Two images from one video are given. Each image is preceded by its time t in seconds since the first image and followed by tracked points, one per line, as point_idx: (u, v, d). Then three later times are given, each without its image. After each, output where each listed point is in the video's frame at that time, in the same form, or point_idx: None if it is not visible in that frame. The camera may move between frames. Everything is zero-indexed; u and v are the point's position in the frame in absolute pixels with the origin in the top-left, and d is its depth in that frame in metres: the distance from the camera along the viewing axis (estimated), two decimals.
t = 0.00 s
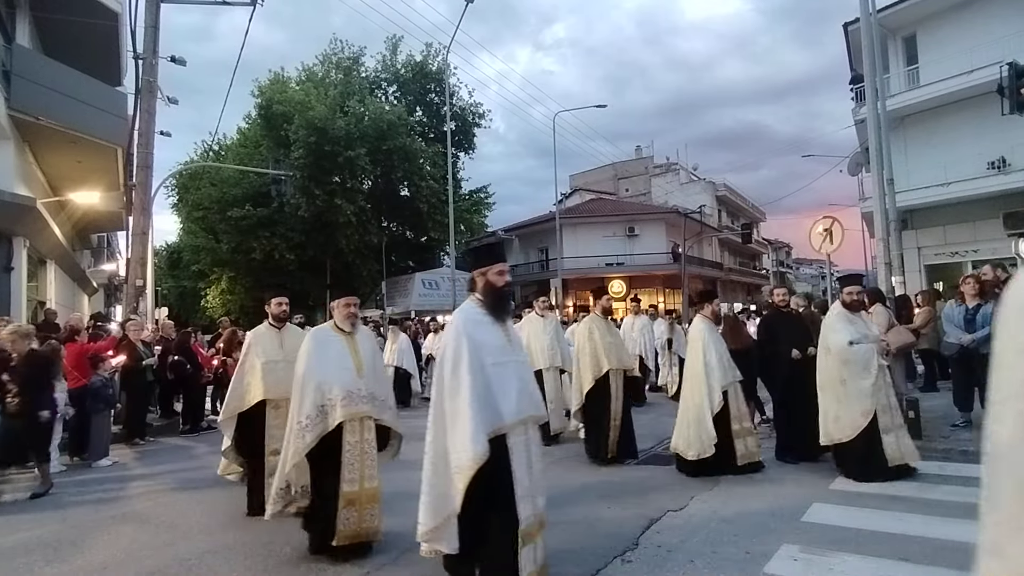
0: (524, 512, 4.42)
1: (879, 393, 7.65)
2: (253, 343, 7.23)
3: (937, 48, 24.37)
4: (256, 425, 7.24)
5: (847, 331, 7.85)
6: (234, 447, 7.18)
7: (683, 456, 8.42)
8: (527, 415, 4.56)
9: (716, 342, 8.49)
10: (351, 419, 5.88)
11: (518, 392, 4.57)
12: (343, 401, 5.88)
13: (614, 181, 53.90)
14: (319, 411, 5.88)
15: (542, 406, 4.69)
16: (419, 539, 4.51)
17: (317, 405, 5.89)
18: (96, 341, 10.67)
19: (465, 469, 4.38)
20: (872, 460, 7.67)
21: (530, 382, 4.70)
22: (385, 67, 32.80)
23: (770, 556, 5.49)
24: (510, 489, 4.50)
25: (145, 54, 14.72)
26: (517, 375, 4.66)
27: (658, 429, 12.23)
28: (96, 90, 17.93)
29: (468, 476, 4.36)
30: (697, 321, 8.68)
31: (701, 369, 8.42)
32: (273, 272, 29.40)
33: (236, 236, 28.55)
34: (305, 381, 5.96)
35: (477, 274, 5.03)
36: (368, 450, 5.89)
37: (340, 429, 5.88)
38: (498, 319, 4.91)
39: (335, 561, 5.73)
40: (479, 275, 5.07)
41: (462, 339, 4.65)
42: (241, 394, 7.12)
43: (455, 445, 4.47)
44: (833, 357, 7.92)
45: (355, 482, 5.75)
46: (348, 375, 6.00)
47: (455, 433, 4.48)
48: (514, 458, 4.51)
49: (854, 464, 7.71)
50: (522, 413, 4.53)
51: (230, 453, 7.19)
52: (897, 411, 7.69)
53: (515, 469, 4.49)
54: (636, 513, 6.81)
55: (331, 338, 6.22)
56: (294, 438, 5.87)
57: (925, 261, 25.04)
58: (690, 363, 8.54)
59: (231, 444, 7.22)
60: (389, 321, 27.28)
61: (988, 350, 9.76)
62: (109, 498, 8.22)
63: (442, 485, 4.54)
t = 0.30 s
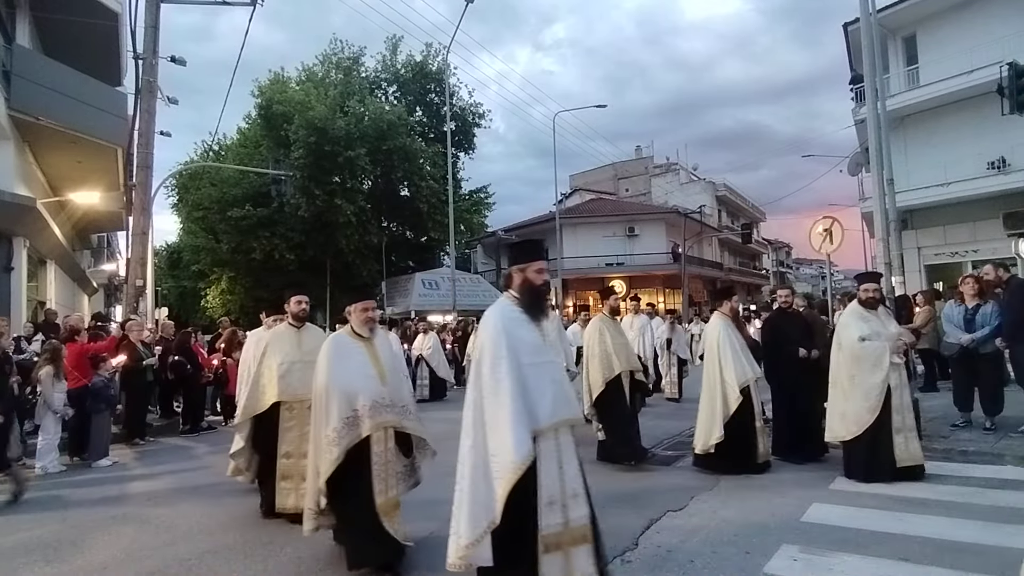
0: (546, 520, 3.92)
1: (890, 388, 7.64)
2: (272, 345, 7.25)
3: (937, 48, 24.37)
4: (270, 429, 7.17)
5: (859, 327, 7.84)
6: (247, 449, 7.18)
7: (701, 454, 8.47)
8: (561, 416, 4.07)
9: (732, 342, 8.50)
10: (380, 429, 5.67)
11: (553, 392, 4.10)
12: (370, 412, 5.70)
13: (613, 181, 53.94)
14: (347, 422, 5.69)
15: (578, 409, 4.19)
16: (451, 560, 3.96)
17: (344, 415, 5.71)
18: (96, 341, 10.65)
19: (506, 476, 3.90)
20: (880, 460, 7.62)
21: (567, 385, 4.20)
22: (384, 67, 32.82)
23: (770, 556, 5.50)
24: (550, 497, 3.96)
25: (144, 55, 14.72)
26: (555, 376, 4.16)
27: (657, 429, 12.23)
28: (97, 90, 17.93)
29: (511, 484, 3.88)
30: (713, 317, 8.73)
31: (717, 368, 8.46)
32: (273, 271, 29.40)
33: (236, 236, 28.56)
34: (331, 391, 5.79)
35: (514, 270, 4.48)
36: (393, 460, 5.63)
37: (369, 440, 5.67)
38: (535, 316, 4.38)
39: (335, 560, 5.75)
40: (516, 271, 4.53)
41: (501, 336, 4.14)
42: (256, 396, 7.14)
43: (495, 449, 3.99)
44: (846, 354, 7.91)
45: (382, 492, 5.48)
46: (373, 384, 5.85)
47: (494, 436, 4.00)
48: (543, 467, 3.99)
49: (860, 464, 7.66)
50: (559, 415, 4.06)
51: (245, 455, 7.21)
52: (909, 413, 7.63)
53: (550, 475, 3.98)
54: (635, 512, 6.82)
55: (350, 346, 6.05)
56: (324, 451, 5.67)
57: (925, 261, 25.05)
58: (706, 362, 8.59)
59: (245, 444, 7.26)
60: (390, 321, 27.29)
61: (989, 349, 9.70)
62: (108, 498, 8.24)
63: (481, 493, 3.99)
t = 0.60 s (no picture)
0: (593, 531, 3.67)
1: (901, 386, 7.59)
2: (288, 341, 7.14)
3: (937, 48, 24.38)
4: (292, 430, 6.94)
5: (870, 324, 7.80)
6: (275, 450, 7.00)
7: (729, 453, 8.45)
8: (611, 421, 3.78)
9: (747, 340, 8.43)
10: (409, 426, 5.45)
11: (603, 396, 3.81)
12: (399, 407, 5.45)
13: (613, 181, 53.97)
14: (376, 419, 5.45)
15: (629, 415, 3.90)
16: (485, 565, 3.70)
17: (371, 412, 5.46)
18: (96, 341, 10.64)
19: (551, 480, 3.57)
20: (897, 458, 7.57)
21: (616, 390, 3.91)
22: (384, 67, 32.84)
23: (770, 556, 5.49)
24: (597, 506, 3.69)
25: (144, 54, 14.72)
26: (604, 380, 3.87)
27: (658, 429, 12.22)
28: (97, 90, 17.93)
29: (556, 489, 3.55)
30: (727, 317, 8.65)
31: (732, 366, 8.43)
32: (273, 271, 29.41)
33: (236, 236, 28.57)
34: (357, 388, 5.52)
35: (562, 269, 4.28)
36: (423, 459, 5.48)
37: (400, 437, 5.47)
38: (584, 318, 4.11)
39: (335, 559, 5.76)
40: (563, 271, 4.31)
41: (548, 336, 3.84)
42: (278, 393, 6.97)
43: (538, 452, 3.67)
44: (858, 350, 7.89)
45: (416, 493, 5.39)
46: (399, 377, 5.59)
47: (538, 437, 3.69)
48: (590, 476, 3.71)
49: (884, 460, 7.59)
50: (609, 421, 3.77)
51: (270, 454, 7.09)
52: (923, 411, 7.60)
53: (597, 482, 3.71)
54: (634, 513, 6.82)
55: (370, 340, 5.77)
56: (354, 451, 5.44)
57: (925, 261, 25.05)
58: (724, 360, 8.55)
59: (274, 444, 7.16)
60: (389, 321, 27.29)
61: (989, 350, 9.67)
62: (107, 498, 8.23)
63: (520, 498, 3.69)
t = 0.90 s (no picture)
0: (658, 531, 3.68)
1: (914, 384, 7.59)
2: (299, 342, 6.81)
3: (937, 48, 24.38)
4: (305, 436, 6.71)
5: (883, 323, 7.78)
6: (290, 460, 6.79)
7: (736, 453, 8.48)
8: (659, 414, 3.80)
9: (771, 339, 8.25)
10: (435, 436, 5.16)
11: (650, 389, 3.80)
12: (426, 415, 5.15)
13: (613, 181, 54.00)
14: (401, 426, 5.12)
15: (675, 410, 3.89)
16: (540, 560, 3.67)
17: (396, 419, 5.12)
18: (96, 341, 10.63)
19: (599, 473, 3.57)
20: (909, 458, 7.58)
21: (661, 382, 3.89)
22: (384, 67, 32.86)
23: (769, 556, 5.49)
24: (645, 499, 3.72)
25: (144, 54, 14.71)
26: (649, 372, 3.84)
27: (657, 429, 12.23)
28: (97, 90, 17.92)
29: (605, 482, 3.55)
30: (750, 315, 8.44)
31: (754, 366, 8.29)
32: (273, 271, 29.41)
33: (236, 236, 28.59)
34: (386, 391, 5.18)
35: (603, 259, 4.14)
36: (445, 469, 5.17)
37: (422, 446, 5.16)
38: (628, 308, 4.05)
39: (334, 559, 5.77)
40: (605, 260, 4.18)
41: (591, 327, 3.81)
42: (290, 400, 6.74)
43: (585, 445, 3.66)
44: (869, 349, 7.90)
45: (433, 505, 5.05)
46: (429, 385, 5.25)
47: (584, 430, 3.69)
48: (637, 469, 3.74)
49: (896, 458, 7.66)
50: (655, 414, 3.78)
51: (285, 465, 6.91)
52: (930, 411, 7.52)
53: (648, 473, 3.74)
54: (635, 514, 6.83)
55: (401, 343, 5.37)
56: (372, 457, 5.13)
57: (925, 261, 25.04)
58: (745, 360, 8.35)
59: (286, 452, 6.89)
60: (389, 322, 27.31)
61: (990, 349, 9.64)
62: (108, 498, 8.24)
63: (570, 491, 3.68)
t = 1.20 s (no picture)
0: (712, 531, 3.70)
1: (936, 384, 7.58)
2: (307, 345, 6.40)
3: (937, 48, 24.37)
4: (320, 442, 6.24)
5: (904, 324, 7.78)
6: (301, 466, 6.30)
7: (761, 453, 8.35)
8: (696, 419, 3.76)
9: (792, 335, 8.23)
10: (473, 433, 5.06)
11: (686, 394, 3.75)
12: (464, 412, 5.05)
13: (613, 181, 54.03)
14: (438, 421, 5.07)
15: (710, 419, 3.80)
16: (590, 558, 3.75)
17: (434, 413, 5.06)
18: (95, 341, 10.63)
19: (633, 479, 3.56)
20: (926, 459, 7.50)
21: (697, 384, 3.84)
22: (384, 67, 32.85)
23: (768, 556, 5.49)
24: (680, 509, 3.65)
25: (143, 54, 14.70)
26: (684, 375, 3.80)
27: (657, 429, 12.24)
28: (97, 90, 17.91)
29: (635, 490, 3.55)
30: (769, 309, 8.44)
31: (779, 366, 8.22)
32: (273, 271, 29.40)
33: (236, 236, 28.59)
34: (423, 388, 5.09)
35: (636, 256, 4.19)
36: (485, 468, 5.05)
37: (458, 443, 5.05)
38: (661, 306, 4.06)
39: (333, 560, 5.77)
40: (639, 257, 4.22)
41: (621, 331, 3.81)
42: (302, 403, 6.24)
43: (619, 451, 3.66)
44: (889, 349, 7.85)
45: (467, 509, 4.93)
46: (467, 381, 5.18)
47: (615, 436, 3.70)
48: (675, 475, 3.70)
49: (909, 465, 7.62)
50: (691, 420, 3.73)
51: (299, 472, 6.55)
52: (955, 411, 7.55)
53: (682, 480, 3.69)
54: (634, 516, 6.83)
55: (439, 338, 5.29)
56: (402, 457, 5.02)
57: (924, 261, 25.04)
58: (767, 357, 8.30)
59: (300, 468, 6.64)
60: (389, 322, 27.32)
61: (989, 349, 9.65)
62: (106, 498, 8.24)
63: (606, 497, 3.72)
